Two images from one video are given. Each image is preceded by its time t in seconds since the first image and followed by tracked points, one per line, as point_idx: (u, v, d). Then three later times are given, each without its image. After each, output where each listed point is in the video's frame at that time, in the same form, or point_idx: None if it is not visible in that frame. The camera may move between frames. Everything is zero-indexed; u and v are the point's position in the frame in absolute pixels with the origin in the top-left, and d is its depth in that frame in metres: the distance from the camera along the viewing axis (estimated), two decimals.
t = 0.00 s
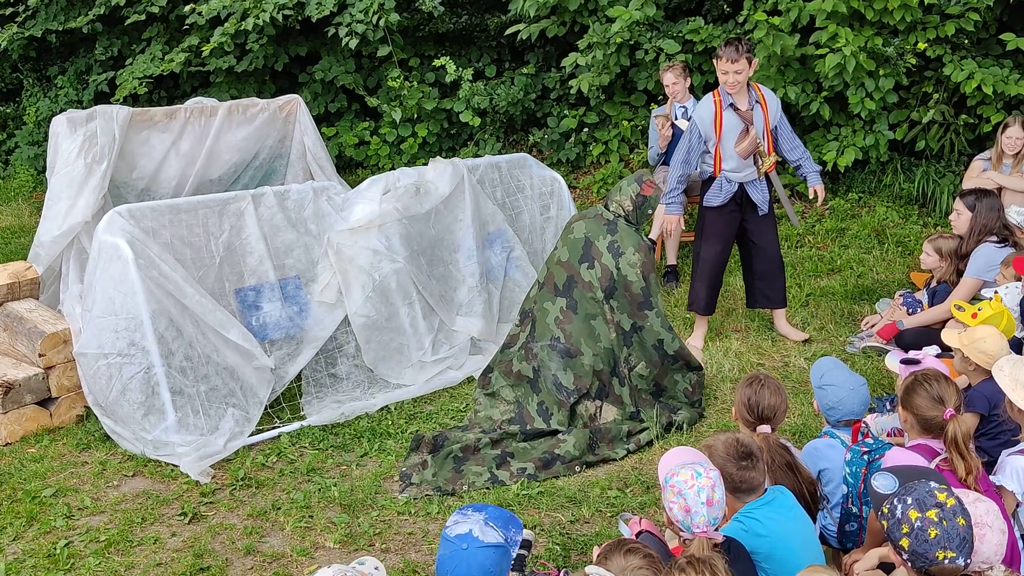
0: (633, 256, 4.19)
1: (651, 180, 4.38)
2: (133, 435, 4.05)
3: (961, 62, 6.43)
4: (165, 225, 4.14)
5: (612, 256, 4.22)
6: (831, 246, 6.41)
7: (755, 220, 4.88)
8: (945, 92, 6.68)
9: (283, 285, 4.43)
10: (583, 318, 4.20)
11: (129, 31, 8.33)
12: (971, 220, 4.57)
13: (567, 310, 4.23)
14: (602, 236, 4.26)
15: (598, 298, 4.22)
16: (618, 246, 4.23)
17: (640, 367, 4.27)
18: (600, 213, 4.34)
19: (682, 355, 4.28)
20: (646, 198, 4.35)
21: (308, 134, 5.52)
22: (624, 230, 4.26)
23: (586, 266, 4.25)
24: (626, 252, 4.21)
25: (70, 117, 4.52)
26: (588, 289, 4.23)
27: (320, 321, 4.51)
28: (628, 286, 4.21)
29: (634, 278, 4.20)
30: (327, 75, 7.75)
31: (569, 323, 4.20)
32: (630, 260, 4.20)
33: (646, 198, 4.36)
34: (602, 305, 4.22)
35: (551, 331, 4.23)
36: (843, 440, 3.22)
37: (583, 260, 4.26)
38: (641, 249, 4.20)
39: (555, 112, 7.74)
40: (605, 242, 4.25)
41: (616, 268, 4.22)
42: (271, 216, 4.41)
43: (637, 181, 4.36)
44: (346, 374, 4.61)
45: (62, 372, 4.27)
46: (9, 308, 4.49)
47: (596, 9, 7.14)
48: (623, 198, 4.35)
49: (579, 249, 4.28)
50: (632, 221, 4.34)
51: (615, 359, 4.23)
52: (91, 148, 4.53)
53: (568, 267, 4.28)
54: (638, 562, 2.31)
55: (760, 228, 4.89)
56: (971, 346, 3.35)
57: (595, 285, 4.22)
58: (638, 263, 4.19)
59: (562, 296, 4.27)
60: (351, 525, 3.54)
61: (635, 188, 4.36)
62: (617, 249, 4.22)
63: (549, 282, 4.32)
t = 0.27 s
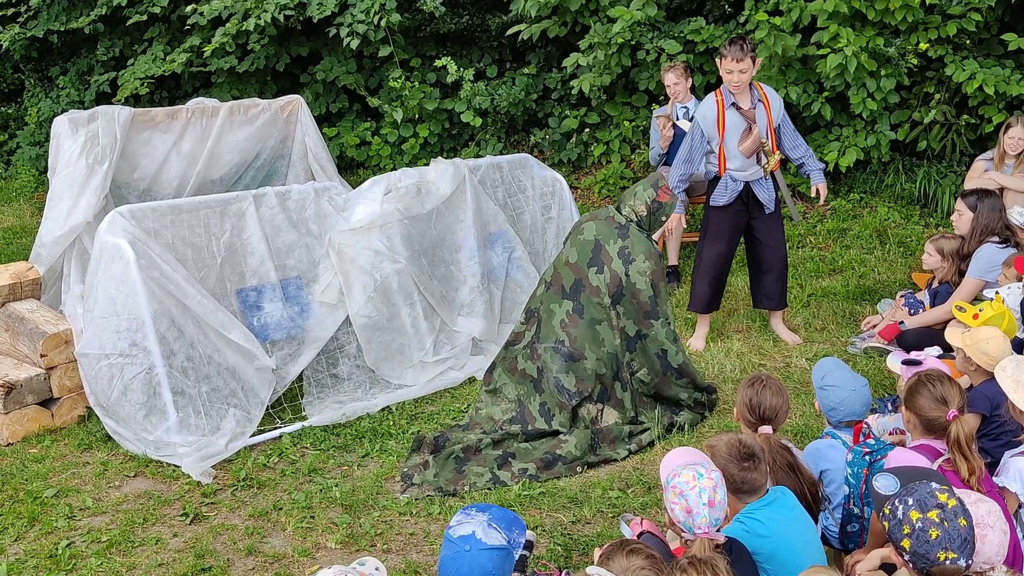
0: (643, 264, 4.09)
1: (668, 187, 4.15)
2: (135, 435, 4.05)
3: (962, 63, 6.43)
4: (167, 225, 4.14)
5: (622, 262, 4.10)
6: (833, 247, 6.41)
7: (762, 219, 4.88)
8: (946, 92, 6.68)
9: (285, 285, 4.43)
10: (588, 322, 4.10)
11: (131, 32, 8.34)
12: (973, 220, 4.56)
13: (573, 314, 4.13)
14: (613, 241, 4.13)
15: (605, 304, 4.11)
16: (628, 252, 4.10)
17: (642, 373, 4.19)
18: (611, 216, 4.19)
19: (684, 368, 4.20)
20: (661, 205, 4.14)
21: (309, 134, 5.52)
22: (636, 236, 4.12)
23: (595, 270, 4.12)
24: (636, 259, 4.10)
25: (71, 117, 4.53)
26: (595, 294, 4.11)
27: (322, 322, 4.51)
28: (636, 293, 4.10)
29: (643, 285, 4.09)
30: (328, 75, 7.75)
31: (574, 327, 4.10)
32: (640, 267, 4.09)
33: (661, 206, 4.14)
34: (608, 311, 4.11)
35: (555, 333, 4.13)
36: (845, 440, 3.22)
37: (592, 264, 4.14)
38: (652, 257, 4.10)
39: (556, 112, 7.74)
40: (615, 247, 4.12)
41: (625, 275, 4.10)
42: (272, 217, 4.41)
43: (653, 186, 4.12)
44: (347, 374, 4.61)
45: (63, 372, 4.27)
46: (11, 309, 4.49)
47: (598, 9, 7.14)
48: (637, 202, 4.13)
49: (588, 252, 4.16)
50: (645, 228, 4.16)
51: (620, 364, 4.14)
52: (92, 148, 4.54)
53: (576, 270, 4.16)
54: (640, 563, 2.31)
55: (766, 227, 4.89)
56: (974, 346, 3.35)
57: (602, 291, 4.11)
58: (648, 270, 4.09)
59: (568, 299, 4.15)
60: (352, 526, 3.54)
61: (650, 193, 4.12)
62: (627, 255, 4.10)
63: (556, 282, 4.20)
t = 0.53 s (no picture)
0: (659, 272, 4.05)
1: (689, 196, 4.21)
2: (139, 437, 4.06)
3: (965, 65, 6.43)
4: (171, 227, 4.15)
5: (638, 268, 4.06)
6: (836, 249, 6.41)
7: (778, 223, 4.89)
8: (949, 94, 6.68)
9: (289, 287, 4.44)
10: (600, 326, 4.06)
11: (135, 34, 8.35)
12: (976, 222, 4.56)
13: (585, 316, 4.09)
14: (631, 246, 4.10)
15: (617, 308, 4.07)
16: (645, 259, 4.07)
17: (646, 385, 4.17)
18: (631, 220, 4.17)
19: (684, 380, 4.17)
20: (683, 212, 4.18)
21: (313, 136, 5.53)
22: (653, 244, 4.09)
23: (611, 274, 4.09)
24: (652, 267, 4.06)
25: (76, 119, 4.55)
26: (609, 298, 4.07)
27: (325, 323, 4.52)
28: (648, 302, 4.06)
29: (656, 294, 4.05)
30: (331, 77, 7.76)
31: (585, 329, 4.06)
32: (655, 275, 4.05)
33: (682, 213, 4.18)
34: (620, 316, 4.07)
35: (566, 333, 4.10)
36: (848, 442, 3.22)
37: (608, 267, 4.10)
38: (669, 266, 4.06)
39: (559, 114, 7.75)
40: (632, 253, 4.08)
41: (640, 282, 4.06)
42: (276, 218, 4.42)
43: (676, 194, 4.17)
44: (351, 376, 4.61)
45: (68, 373, 4.29)
46: (15, 310, 4.50)
47: (601, 11, 7.15)
48: (658, 208, 4.15)
49: (605, 255, 4.12)
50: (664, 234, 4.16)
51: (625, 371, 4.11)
52: (97, 150, 4.55)
53: (591, 271, 4.12)
54: (644, 564, 2.31)
55: (782, 231, 4.89)
56: (979, 347, 3.36)
57: (616, 296, 4.06)
58: (663, 279, 4.04)
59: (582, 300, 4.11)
60: (355, 528, 3.54)
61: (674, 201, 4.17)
62: (644, 262, 4.06)
63: (571, 283, 4.17)
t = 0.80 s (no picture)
0: (682, 276, 4.04)
1: (717, 206, 4.16)
2: (142, 438, 4.06)
3: (969, 66, 6.42)
4: (174, 228, 4.16)
5: (662, 270, 4.05)
6: (839, 250, 6.41)
7: (780, 224, 4.90)
8: (953, 95, 6.67)
9: (291, 288, 4.44)
10: (618, 323, 4.03)
11: (138, 36, 8.37)
12: (979, 224, 4.56)
13: (604, 312, 4.04)
14: (656, 247, 4.07)
15: (637, 308, 4.04)
16: (669, 262, 4.05)
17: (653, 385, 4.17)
18: (658, 222, 4.14)
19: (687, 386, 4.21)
20: (710, 223, 4.13)
21: (316, 138, 5.53)
22: (678, 248, 4.07)
23: (634, 273, 4.06)
24: (676, 270, 4.05)
25: (80, 121, 4.56)
26: (630, 296, 4.05)
27: (328, 325, 4.52)
28: (668, 305, 4.06)
29: (677, 297, 4.05)
30: (334, 79, 7.77)
31: (603, 325, 4.02)
32: (678, 279, 4.04)
33: (709, 223, 4.14)
34: (639, 316, 4.04)
35: (584, 327, 4.05)
36: (852, 444, 3.19)
37: (632, 266, 4.07)
38: (692, 271, 4.05)
39: (562, 116, 7.76)
40: (657, 254, 4.06)
41: (664, 284, 4.04)
42: (279, 220, 4.43)
43: (704, 204, 4.13)
44: (353, 377, 4.62)
45: (71, 374, 4.29)
46: (19, 312, 4.51)
47: (603, 13, 7.15)
48: (685, 216, 4.12)
49: (630, 253, 4.09)
50: (688, 239, 4.14)
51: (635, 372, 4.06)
52: (100, 152, 4.56)
53: (615, 268, 4.09)
54: (645, 566, 2.31)
55: (785, 232, 4.90)
56: (981, 350, 3.36)
57: (637, 295, 4.04)
58: (686, 283, 4.04)
59: (603, 296, 4.07)
60: (358, 530, 3.54)
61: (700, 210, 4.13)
62: (668, 264, 4.05)
63: (593, 278, 4.13)
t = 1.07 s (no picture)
0: (711, 266, 4.07)
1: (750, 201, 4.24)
2: (142, 439, 4.06)
3: (969, 68, 6.42)
4: (175, 230, 4.16)
5: (694, 260, 4.07)
6: (839, 252, 6.41)
7: (770, 227, 4.89)
8: (953, 97, 6.67)
9: (292, 290, 4.45)
10: (647, 310, 4.06)
11: (139, 38, 8.37)
12: (979, 225, 4.56)
13: (636, 301, 4.08)
14: (688, 237, 4.11)
15: (668, 296, 4.08)
16: (701, 252, 4.08)
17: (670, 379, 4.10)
18: (689, 213, 4.17)
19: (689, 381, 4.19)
20: (743, 218, 4.20)
21: (317, 140, 5.53)
22: (710, 238, 4.10)
23: (666, 262, 4.10)
24: (706, 260, 4.08)
25: (80, 123, 4.57)
26: (660, 285, 4.09)
27: (328, 326, 4.52)
28: (696, 293, 4.09)
29: (705, 287, 4.08)
30: (335, 81, 7.78)
31: (635, 312, 4.05)
32: (707, 269, 4.07)
33: (742, 218, 4.20)
34: (668, 304, 4.07)
35: (614, 314, 4.10)
36: (852, 446, 3.19)
37: (663, 256, 4.11)
38: (722, 262, 4.09)
39: (562, 117, 7.76)
40: (689, 244, 4.10)
41: (695, 274, 4.07)
42: (280, 222, 4.43)
43: (738, 199, 4.19)
44: (354, 379, 4.62)
45: (71, 376, 4.29)
46: (20, 313, 4.51)
47: (604, 15, 7.15)
48: (718, 209, 4.17)
49: (663, 243, 4.13)
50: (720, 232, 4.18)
51: (658, 362, 4.05)
52: (101, 153, 4.56)
53: (647, 258, 4.13)
54: (644, 568, 2.31)
55: (777, 233, 4.90)
56: (983, 351, 3.30)
57: (668, 284, 4.09)
58: (714, 274, 4.07)
59: (634, 285, 4.11)
60: (359, 532, 3.54)
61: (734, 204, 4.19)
62: (699, 254, 4.08)
63: (624, 266, 4.16)
